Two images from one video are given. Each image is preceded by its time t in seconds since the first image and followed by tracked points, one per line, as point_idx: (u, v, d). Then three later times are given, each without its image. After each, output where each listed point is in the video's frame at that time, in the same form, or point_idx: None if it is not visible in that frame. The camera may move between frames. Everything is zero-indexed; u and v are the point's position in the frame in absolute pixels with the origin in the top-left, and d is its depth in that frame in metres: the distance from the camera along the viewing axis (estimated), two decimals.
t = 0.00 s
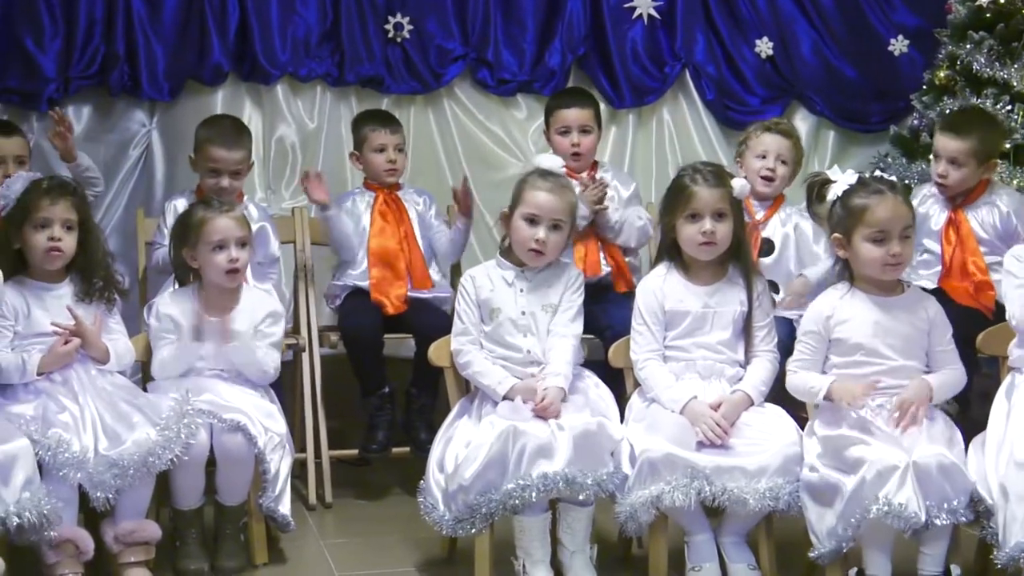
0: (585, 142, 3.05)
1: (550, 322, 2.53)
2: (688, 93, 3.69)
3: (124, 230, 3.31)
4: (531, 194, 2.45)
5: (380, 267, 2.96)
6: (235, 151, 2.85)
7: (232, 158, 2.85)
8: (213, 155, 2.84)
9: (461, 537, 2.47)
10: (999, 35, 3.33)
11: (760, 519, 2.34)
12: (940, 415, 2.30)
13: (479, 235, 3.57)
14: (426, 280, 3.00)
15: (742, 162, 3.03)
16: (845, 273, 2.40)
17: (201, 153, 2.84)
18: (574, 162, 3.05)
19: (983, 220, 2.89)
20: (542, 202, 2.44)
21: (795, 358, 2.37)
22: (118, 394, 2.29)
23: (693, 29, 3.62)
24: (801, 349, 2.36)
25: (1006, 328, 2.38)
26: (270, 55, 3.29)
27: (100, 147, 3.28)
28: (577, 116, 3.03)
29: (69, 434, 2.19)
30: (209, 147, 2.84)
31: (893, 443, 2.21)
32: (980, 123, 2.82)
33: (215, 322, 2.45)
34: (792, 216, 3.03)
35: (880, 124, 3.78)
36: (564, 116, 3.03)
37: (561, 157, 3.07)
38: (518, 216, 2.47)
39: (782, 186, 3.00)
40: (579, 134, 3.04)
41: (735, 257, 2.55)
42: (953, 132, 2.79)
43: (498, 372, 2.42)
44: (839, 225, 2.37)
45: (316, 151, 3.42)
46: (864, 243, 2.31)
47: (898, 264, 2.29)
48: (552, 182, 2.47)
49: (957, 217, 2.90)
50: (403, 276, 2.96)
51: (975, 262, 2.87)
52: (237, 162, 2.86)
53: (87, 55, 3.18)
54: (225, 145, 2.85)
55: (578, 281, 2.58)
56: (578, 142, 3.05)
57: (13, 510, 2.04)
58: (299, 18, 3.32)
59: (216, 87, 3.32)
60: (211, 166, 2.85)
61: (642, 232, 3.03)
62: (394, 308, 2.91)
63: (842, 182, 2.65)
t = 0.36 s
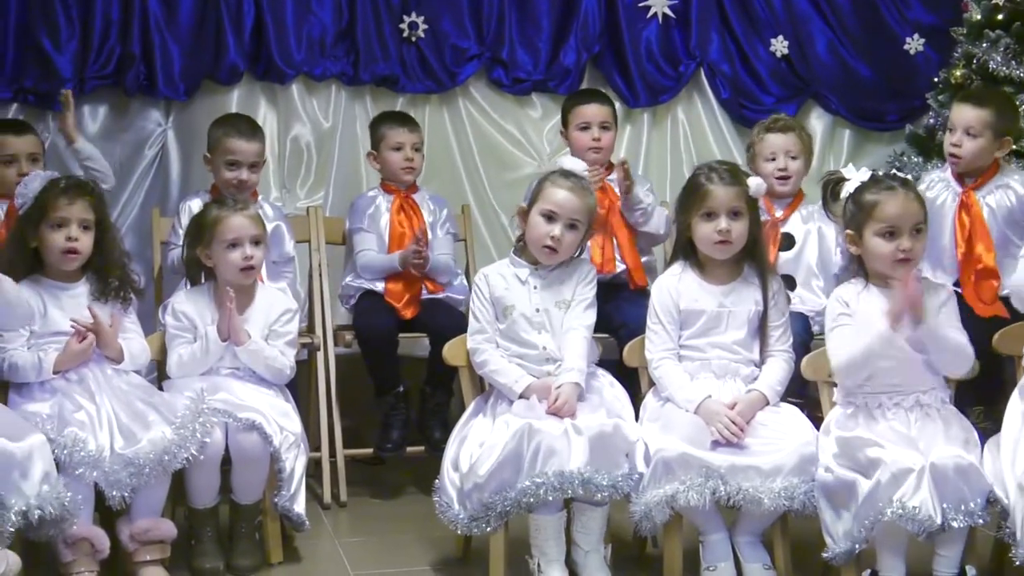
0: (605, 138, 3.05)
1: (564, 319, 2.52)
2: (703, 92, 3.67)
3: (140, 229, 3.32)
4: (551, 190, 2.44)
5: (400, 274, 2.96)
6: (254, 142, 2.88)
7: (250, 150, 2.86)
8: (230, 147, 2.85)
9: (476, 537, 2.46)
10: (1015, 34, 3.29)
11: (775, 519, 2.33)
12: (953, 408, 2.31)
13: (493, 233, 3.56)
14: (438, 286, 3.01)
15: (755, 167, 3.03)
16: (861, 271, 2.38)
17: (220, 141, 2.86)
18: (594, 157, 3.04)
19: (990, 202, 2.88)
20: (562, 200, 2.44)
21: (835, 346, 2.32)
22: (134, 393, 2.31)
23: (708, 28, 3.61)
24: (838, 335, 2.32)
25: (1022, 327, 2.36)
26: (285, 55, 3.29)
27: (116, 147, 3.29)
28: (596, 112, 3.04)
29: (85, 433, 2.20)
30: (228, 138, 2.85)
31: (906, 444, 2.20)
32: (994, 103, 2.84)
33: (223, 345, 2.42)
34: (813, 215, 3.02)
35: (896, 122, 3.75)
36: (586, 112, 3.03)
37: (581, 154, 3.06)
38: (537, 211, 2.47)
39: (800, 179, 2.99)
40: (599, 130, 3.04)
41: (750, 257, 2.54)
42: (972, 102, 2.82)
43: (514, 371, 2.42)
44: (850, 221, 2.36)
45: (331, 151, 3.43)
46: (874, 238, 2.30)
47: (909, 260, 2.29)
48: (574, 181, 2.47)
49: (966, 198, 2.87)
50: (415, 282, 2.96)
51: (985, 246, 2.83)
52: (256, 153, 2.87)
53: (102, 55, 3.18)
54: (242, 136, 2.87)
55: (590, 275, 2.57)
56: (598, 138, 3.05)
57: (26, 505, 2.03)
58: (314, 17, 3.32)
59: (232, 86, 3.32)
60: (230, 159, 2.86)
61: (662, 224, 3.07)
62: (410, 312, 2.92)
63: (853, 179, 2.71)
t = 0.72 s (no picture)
0: (621, 139, 3.05)
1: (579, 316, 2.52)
2: (721, 90, 3.66)
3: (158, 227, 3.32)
4: (556, 194, 2.44)
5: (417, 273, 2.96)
6: (276, 128, 2.91)
7: (270, 137, 2.88)
8: (253, 133, 2.87)
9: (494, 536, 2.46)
10: None
11: (792, 518, 2.31)
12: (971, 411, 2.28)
13: (510, 231, 3.56)
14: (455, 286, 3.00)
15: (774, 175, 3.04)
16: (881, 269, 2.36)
17: (243, 128, 2.88)
18: (609, 158, 3.06)
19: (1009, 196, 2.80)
20: (570, 202, 2.43)
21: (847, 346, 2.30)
22: (152, 391, 2.31)
23: (726, 26, 3.59)
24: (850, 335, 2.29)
25: None
26: (303, 54, 3.29)
27: (134, 146, 3.29)
28: (612, 113, 3.02)
29: (104, 431, 2.20)
30: (250, 125, 2.88)
31: (921, 442, 2.19)
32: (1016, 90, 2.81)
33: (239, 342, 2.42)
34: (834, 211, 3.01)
35: (914, 121, 3.73)
36: (600, 114, 3.02)
37: (598, 154, 3.07)
38: (544, 213, 2.46)
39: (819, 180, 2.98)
40: (615, 131, 3.04)
41: (769, 257, 2.53)
42: (996, 92, 2.79)
43: (534, 368, 2.42)
44: (870, 223, 2.35)
45: (348, 150, 3.43)
46: (892, 236, 2.28)
47: (928, 259, 2.26)
48: (581, 182, 2.46)
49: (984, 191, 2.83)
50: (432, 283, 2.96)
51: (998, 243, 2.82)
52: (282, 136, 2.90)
53: (121, 54, 3.19)
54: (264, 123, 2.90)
55: (600, 266, 2.56)
56: (614, 139, 3.04)
57: (44, 506, 2.03)
58: (331, 16, 3.32)
59: (249, 85, 3.32)
60: (253, 145, 2.87)
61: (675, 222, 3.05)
62: (427, 312, 2.93)
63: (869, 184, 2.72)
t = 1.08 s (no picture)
0: (636, 138, 3.05)
1: (599, 316, 2.51)
2: (737, 90, 3.64)
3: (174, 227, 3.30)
4: (555, 207, 2.44)
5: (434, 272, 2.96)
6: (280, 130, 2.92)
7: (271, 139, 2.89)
8: (259, 138, 2.88)
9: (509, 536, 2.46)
10: None
11: (809, 518, 2.30)
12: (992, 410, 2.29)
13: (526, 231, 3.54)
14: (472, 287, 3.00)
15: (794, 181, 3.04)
16: (900, 270, 2.35)
17: (249, 134, 2.88)
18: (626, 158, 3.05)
19: None
20: (573, 209, 2.43)
21: (870, 346, 2.29)
22: (168, 390, 2.32)
23: (742, 26, 3.57)
24: (873, 336, 2.30)
25: None
26: (320, 53, 3.30)
27: (151, 146, 3.30)
28: (628, 112, 3.04)
29: (121, 430, 2.21)
30: (256, 130, 2.89)
31: (938, 442, 2.18)
32: None
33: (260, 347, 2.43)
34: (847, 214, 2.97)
35: (931, 121, 3.71)
36: (615, 112, 3.03)
37: (614, 154, 3.06)
38: (552, 228, 2.47)
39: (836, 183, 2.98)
40: (631, 130, 3.04)
41: (786, 257, 2.51)
42: (1018, 99, 2.72)
43: (551, 367, 2.41)
44: (890, 223, 2.33)
45: (365, 149, 3.43)
46: (913, 234, 2.27)
47: (950, 256, 2.24)
48: (569, 184, 2.45)
49: (999, 199, 2.80)
50: (449, 281, 2.96)
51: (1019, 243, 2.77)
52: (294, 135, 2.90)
53: (138, 54, 3.19)
54: (267, 125, 2.91)
55: (629, 276, 2.54)
56: (630, 138, 3.04)
57: (62, 504, 2.03)
58: (348, 16, 3.32)
59: (266, 85, 3.33)
60: (261, 150, 2.88)
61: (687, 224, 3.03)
62: (443, 312, 2.93)
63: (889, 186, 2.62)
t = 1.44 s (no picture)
0: (652, 137, 3.04)
1: (616, 316, 2.50)
2: (752, 89, 3.62)
3: (190, 227, 3.29)
4: (570, 200, 2.44)
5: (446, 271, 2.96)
6: (271, 128, 2.91)
7: (262, 136, 2.89)
8: (252, 137, 2.88)
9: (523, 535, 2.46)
10: None
11: (824, 517, 2.29)
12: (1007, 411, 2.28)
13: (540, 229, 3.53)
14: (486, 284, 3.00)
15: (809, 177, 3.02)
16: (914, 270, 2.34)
17: (242, 135, 2.89)
18: (642, 156, 3.05)
19: None
20: (587, 201, 2.43)
21: (886, 349, 2.28)
22: (183, 389, 2.32)
23: (757, 25, 3.55)
24: (890, 339, 2.29)
25: None
26: (334, 52, 3.29)
27: (167, 144, 3.29)
28: (644, 110, 3.02)
29: (136, 428, 2.21)
30: (249, 130, 2.89)
31: (954, 447, 2.15)
32: None
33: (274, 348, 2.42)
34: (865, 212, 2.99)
35: (947, 119, 3.68)
36: (631, 110, 3.02)
37: (629, 153, 3.06)
38: (567, 223, 2.46)
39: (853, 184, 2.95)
40: (646, 129, 3.03)
41: (800, 256, 2.51)
42: None
43: (564, 368, 2.41)
44: (905, 223, 2.32)
45: (379, 148, 3.42)
46: (930, 232, 2.25)
47: (967, 253, 2.23)
48: (584, 178, 2.46)
49: (1014, 198, 2.78)
50: (460, 282, 2.95)
51: None
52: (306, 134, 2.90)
53: (152, 54, 3.18)
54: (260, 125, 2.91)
55: (647, 281, 2.53)
56: (645, 137, 3.04)
57: (74, 504, 2.05)
58: (362, 15, 3.32)
59: (280, 84, 3.33)
60: (257, 150, 2.88)
61: (702, 224, 3.02)
62: (457, 311, 2.93)
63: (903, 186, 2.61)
